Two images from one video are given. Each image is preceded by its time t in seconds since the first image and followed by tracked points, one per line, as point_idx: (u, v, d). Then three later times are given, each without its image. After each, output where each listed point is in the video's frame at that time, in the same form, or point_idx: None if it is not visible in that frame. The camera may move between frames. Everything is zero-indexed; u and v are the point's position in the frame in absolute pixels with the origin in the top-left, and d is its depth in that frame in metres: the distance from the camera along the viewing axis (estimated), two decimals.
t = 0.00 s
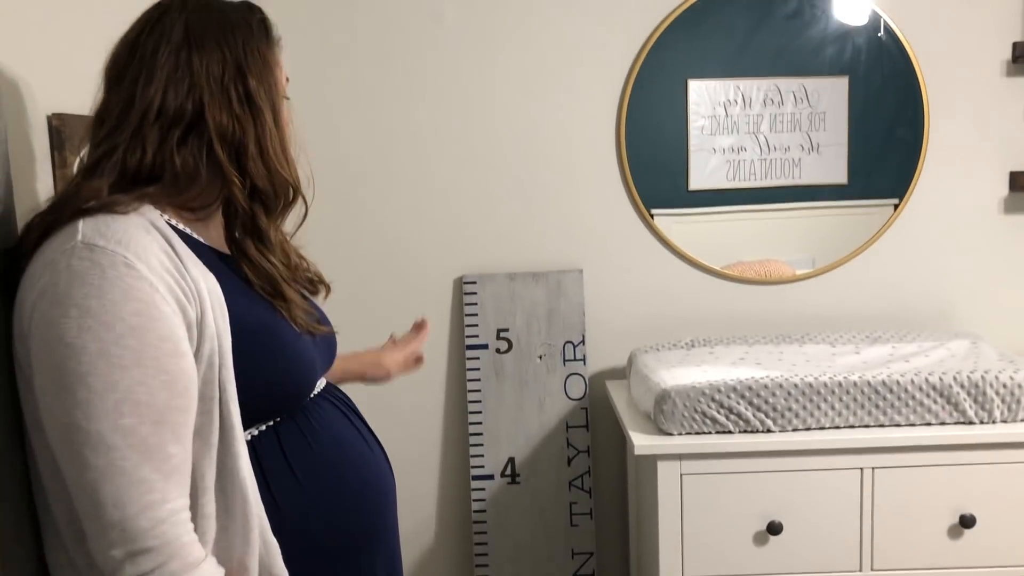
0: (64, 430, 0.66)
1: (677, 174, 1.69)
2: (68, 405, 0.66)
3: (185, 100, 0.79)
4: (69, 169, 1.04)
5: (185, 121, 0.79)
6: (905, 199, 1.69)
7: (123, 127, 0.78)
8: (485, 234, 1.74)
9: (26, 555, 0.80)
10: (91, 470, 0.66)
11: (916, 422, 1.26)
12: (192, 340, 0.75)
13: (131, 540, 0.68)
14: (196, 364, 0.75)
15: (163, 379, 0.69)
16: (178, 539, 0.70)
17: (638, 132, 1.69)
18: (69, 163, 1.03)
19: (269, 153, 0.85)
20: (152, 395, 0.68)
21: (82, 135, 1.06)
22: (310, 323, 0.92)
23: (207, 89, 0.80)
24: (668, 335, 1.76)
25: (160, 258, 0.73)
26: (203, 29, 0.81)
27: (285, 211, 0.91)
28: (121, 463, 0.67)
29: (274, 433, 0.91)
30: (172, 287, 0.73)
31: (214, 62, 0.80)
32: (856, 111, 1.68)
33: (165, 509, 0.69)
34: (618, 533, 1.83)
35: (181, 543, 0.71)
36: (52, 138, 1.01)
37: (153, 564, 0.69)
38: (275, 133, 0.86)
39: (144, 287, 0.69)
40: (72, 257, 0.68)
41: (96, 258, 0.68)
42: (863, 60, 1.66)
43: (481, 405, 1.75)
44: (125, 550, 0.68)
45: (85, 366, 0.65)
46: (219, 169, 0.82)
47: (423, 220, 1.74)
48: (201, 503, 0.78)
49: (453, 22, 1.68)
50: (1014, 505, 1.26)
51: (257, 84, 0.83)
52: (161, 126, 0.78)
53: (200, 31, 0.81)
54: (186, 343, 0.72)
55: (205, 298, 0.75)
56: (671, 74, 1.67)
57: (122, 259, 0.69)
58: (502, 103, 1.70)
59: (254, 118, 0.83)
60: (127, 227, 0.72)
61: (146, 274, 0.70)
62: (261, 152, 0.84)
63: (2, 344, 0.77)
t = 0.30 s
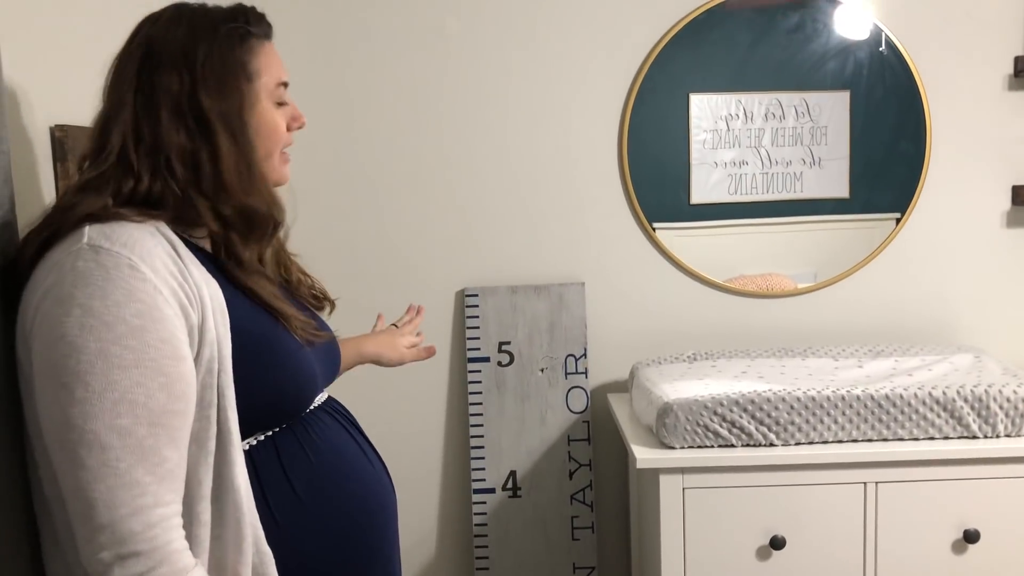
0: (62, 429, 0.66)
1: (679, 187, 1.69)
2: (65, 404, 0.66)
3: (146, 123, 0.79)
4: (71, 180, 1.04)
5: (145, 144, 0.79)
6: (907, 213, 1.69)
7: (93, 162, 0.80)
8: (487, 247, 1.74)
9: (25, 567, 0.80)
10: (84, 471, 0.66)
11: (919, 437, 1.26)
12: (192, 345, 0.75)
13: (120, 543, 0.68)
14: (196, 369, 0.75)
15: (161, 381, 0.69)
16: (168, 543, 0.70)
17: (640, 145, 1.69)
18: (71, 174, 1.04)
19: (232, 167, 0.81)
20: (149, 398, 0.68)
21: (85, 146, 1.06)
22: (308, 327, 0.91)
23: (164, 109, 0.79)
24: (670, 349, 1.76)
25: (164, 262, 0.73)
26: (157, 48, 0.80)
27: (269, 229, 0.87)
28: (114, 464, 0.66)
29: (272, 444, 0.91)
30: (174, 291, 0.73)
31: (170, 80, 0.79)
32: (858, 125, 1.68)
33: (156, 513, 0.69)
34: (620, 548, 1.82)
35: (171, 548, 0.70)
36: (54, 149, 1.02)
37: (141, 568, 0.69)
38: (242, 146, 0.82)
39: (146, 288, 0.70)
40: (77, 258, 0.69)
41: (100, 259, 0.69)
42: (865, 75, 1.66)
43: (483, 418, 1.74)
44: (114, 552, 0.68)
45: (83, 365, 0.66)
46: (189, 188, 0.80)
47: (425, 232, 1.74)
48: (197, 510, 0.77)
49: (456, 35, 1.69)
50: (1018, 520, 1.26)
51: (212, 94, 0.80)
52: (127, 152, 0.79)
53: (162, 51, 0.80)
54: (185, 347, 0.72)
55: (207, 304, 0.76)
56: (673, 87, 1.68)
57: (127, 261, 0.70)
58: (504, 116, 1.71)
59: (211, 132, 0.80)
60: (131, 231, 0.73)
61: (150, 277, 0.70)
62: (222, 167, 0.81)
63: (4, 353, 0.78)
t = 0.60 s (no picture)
0: (61, 405, 0.66)
1: (680, 185, 1.69)
2: (65, 380, 0.65)
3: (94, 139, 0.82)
4: (72, 176, 1.04)
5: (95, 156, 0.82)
6: (908, 212, 1.69)
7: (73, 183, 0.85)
8: (488, 244, 1.74)
9: (25, 562, 0.80)
10: (80, 449, 0.65)
11: (920, 435, 1.26)
12: (194, 331, 0.75)
13: (111, 522, 0.66)
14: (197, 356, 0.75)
15: (161, 364, 0.68)
16: (158, 525, 0.69)
17: (641, 143, 1.69)
18: (72, 170, 1.04)
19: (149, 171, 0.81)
20: (148, 378, 0.67)
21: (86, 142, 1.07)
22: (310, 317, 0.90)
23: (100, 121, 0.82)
24: (670, 346, 1.76)
25: (171, 248, 0.73)
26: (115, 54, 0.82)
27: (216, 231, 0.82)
28: (110, 443, 0.66)
29: (267, 440, 0.89)
30: (179, 277, 0.73)
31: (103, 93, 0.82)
32: (859, 123, 1.68)
33: (147, 494, 0.68)
34: (619, 547, 1.82)
35: (161, 530, 0.69)
36: (56, 145, 1.02)
37: (130, 549, 0.67)
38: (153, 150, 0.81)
39: (153, 272, 0.69)
40: (87, 239, 0.69)
41: (111, 241, 0.69)
42: (866, 73, 1.66)
43: (484, 415, 1.74)
44: (103, 531, 0.66)
45: (86, 343, 0.65)
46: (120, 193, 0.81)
47: (426, 229, 1.74)
48: (187, 498, 0.76)
49: (457, 32, 1.69)
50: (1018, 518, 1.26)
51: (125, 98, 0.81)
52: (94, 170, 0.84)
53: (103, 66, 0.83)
54: (187, 332, 0.71)
55: (212, 292, 0.76)
56: (675, 85, 1.68)
57: (135, 244, 0.70)
58: (505, 113, 1.70)
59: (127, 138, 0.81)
60: (140, 218, 0.73)
61: (156, 260, 0.70)
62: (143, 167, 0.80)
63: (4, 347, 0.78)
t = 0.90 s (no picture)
0: (37, 406, 0.67)
1: (681, 178, 1.69)
2: (38, 383, 0.67)
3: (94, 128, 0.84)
4: (73, 168, 1.03)
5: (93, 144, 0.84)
6: (910, 206, 1.69)
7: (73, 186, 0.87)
8: (489, 237, 1.74)
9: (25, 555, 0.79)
10: (52, 448, 0.67)
11: (921, 428, 1.26)
12: (172, 332, 0.74)
13: (80, 521, 0.68)
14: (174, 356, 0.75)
15: (130, 366, 0.68)
16: (130, 524, 0.69)
17: (643, 136, 1.68)
18: (73, 161, 1.03)
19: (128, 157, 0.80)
20: (117, 382, 0.68)
21: (87, 133, 1.06)
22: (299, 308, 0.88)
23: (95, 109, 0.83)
24: (672, 340, 1.76)
25: (151, 250, 0.73)
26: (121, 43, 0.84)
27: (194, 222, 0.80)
28: (79, 445, 0.66)
29: (253, 437, 0.85)
30: (157, 279, 0.73)
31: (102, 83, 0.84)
32: (861, 117, 1.67)
33: (119, 495, 0.69)
34: (620, 539, 1.82)
35: (134, 530, 0.69)
36: (56, 136, 1.01)
37: (101, 548, 0.68)
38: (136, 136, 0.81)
39: (126, 274, 0.69)
40: (65, 242, 0.70)
41: (84, 244, 0.69)
42: (869, 66, 1.66)
43: (484, 408, 1.74)
44: (73, 530, 0.68)
45: (55, 346, 0.66)
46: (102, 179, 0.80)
47: (426, 222, 1.73)
48: (164, 494, 0.77)
49: (458, 25, 1.68)
50: (1019, 512, 1.26)
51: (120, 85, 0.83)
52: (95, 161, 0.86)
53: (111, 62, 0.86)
54: (161, 334, 0.71)
55: (192, 293, 0.75)
56: (676, 78, 1.67)
57: (108, 247, 0.70)
58: (505, 106, 1.70)
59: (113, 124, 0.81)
60: (122, 221, 0.73)
61: (129, 264, 0.70)
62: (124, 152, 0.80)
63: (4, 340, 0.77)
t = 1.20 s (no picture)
0: (36, 398, 0.69)
1: (682, 171, 1.68)
2: (38, 374, 0.68)
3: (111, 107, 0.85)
4: (74, 159, 1.03)
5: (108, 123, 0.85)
6: (912, 199, 1.68)
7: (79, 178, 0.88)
8: (490, 230, 1.73)
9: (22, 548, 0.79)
10: (51, 439, 0.68)
11: (924, 422, 1.25)
12: (168, 325, 0.74)
13: (76, 513, 0.68)
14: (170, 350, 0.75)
15: (125, 361, 0.69)
16: (123, 520, 0.70)
17: (644, 128, 1.68)
18: (73, 152, 1.02)
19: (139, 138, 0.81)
20: (111, 376, 0.68)
21: (88, 123, 1.05)
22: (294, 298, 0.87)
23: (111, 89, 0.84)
24: (673, 333, 1.75)
25: (150, 243, 0.73)
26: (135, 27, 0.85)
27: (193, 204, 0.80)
28: (75, 437, 0.68)
29: (252, 431, 0.85)
30: (156, 272, 0.73)
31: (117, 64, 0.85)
32: (864, 109, 1.67)
33: (113, 489, 0.69)
34: (621, 534, 1.81)
35: (127, 524, 0.70)
36: (56, 127, 1.01)
37: (94, 542, 0.69)
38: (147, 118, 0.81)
39: (123, 268, 0.70)
40: (69, 236, 0.71)
41: (85, 238, 0.70)
42: (872, 59, 1.65)
43: (485, 402, 1.74)
44: (69, 522, 0.69)
45: (53, 339, 0.67)
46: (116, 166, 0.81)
47: (427, 215, 1.73)
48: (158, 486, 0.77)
49: (460, 16, 1.68)
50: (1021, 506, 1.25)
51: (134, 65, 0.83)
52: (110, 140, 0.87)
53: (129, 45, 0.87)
54: (157, 328, 0.72)
55: (190, 286, 0.75)
56: (678, 71, 1.66)
57: (106, 241, 0.70)
58: (507, 98, 1.69)
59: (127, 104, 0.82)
60: (123, 215, 0.74)
61: (127, 258, 0.71)
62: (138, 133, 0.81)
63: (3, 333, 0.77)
